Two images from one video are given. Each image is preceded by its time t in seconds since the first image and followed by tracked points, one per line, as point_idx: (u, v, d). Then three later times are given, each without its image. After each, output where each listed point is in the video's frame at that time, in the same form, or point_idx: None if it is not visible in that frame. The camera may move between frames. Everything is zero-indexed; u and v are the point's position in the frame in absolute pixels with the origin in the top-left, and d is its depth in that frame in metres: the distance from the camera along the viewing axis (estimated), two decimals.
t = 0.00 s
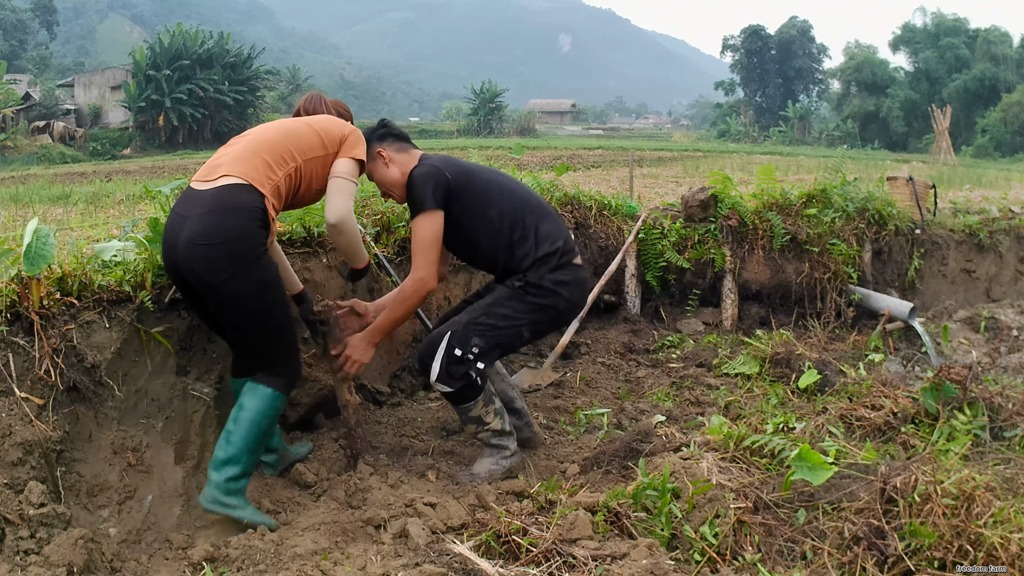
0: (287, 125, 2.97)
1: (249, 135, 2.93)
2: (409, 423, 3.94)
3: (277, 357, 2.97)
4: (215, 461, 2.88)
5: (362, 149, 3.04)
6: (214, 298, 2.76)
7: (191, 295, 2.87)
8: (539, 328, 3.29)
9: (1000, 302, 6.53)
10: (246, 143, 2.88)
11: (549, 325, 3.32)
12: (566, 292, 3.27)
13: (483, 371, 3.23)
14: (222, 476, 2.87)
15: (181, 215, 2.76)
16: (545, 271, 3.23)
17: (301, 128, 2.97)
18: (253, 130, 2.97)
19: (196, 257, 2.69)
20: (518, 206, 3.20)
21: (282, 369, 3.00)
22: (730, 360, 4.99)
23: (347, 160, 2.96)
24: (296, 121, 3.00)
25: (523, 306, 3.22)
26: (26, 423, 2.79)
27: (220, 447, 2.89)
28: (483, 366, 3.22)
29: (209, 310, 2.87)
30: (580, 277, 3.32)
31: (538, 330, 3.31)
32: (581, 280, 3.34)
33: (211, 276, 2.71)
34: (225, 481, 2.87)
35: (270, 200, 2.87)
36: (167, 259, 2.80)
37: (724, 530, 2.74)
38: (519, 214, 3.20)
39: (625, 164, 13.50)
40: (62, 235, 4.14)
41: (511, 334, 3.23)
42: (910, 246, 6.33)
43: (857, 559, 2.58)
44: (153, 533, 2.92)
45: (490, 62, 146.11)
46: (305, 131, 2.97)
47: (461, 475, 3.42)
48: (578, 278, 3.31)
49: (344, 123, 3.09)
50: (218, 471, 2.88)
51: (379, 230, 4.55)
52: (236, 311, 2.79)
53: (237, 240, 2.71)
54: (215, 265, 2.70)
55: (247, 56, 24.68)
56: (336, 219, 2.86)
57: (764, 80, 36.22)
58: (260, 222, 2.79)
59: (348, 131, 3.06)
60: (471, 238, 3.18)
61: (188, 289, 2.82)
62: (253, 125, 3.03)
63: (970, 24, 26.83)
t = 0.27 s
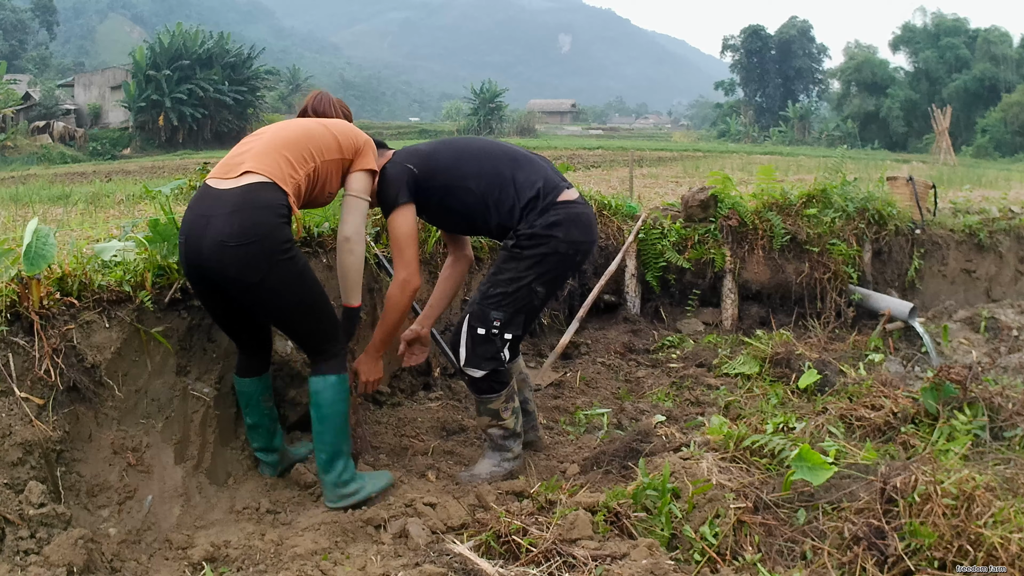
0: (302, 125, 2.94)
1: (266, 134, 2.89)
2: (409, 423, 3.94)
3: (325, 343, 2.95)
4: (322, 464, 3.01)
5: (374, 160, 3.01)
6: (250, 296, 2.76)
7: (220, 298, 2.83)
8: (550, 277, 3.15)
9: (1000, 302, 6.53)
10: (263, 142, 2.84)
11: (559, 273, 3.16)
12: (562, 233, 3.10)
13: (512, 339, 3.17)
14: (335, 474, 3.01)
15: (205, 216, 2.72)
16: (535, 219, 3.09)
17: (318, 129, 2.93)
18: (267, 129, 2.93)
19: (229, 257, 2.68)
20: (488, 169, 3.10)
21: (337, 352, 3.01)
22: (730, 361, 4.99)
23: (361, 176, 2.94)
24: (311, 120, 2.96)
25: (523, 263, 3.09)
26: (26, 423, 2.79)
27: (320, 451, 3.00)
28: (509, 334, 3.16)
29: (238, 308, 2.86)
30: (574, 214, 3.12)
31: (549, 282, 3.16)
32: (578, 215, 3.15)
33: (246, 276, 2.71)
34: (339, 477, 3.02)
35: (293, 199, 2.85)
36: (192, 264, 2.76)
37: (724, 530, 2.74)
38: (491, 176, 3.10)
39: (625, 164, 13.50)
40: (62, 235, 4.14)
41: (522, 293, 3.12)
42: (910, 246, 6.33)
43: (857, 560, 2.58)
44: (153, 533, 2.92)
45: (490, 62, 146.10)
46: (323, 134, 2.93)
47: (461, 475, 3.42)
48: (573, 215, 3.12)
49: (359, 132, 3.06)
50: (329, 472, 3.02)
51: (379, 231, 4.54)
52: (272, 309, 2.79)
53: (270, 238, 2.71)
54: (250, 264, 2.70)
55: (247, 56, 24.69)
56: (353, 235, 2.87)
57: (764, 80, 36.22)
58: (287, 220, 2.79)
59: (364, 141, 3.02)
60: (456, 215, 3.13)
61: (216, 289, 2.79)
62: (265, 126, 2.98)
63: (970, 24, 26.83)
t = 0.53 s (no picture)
0: (323, 128, 2.91)
1: (289, 136, 2.85)
2: (409, 423, 3.94)
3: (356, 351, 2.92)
4: (334, 479, 3.00)
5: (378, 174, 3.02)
6: (293, 296, 2.71)
7: (258, 300, 2.78)
8: (549, 263, 3.10)
9: (1000, 302, 6.53)
10: (290, 143, 2.81)
11: (555, 259, 3.10)
12: (550, 216, 3.04)
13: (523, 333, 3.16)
14: (349, 489, 3.00)
15: (244, 217, 2.68)
16: (522, 207, 3.05)
17: (338, 136, 2.91)
18: (289, 131, 2.89)
19: (273, 257, 2.65)
20: (469, 165, 3.07)
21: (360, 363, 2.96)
22: (730, 361, 4.99)
23: (366, 191, 2.97)
24: (330, 126, 2.94)
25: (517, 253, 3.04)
26: (26, 423, 2.79)
27: (333, 465, 2.98)
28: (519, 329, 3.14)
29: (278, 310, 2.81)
30: (559, 195, 3.07)
31: (547, 269, 3.10)
32: (564, 196, 3.09)
33: (290, 275, 2.67)
34: (352, 492, 3.01)
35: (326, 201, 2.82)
36: (231, 266, 2.70)
37: (724, 530, 2.74)
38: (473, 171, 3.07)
39: (625, 164, 13.49)
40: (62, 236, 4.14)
41: (523, 286, 3.08)
42: (910, 246, 6.34)
43: (857, 559, 2.58)
44: (153, 533, 2.92)
45: (490, 62, 146.09)
46: (343, 140, 2.91)
47: (460, 475, 3.42)
48: (559, 197, 3.06)
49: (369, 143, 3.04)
50: (341, 487, 3.01)
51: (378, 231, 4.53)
52: (315, 309, 2.75)
53: (312, 236, 2.68)
54: (294, 263, 2.66)
55: (247, 56, 24.69)
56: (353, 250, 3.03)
57: (764, 80, 36.22)
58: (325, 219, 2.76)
59: (373, 154, 3.01)
60: (450, 214, 3.10)
61: (257, 291, 2.74)
62: (284, 128, 2.94)
63: (970, 24, 26.82)
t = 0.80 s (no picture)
0: (318, 136, 2.96)
1: (287, 145, 2.89)
2: (408, 422, 3.94)
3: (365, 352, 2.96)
4: (339, 475, 2.99)
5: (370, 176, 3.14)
6: (304, 305, 2.76)
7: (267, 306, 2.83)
8: (537, 263, 3.09)
9: (1000, 302, 6.52)
10: (290, 153, 2.85)
11: (542, 259, 3.08)
12: (545, 218, 3.05)
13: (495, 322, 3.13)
14: (352, 487, 3.00)
15: (253, 229, 2.71)
16: (516, 208, 3.07)
17: (333, 143, 2.97)
18: (285, 139, 2.93)
19: (283, 267, 2.69)
20: (465, 174, 3.09)
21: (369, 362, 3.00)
22: (730, 361, 4.99)
23: (361, 193, 3.08)
24: (324, 133, 3.00)
25: (504, 244, 3.02)
26: (26, 423, 2.79)
27: (338, 460, 2.99)
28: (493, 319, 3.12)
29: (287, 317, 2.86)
30: (554, 200, 3.09)
31: (531, 267, 3.08)
32: (560, 201, 3.11)
33: (301, 284, 2.72)
34: (354, 489, 3.01)
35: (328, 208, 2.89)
36: (240, 276, 2.74)
37: (724, 530, 2.74)
38: (468, 179, 3.09)
39: (625, 164, 13.49)
40: (62, 236, 4.14)
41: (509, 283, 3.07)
42: (910, 246, 6.34)
43: (856, 559, 2.58)
44: (153, 533, 2.92)
45: (490, 62, 146.07)
46: (338, 148, 2.98)
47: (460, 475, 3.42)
48: (554, 200, 3.09)
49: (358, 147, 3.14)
50: (345, 483, 3.00)
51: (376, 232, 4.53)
52: (325, 316, 2.80)
53: (321, 246, 2.73)
54: (305, 272, 2.71)
55: (247, 56, 24.70)
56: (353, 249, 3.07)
57: (764, 80, 36.21)
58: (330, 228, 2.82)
59: (363, 158, 3.12)
60: (444, 224, 3.10)
61: (267, 300, 2.79)
62: (280, 136, 2.98)
63: (970, 24, 26.83)
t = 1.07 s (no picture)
0: (307, 139, 2.97)
1: (273, 151, 2.90)
2: (408, 422, 3.94)
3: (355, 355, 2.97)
4: (338, 475, 2.99)
5: (364, 174, 3.14)
6: (286, 312, 2.78)
7: (254, 315, 2.86)
8: (535, 256, 3.02)
9: (1000, 302, 6.52)
10: (276, 159, 2.86)
11: (542, 250, 3.02)
12: (539, 209, 3.02)
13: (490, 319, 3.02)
14: (351, 487, 3.00)
15: (235, 238, 2.73)
16: (508, 204, 3.06)
17: (323, 144, 2.97)
18: (274, 144, 2.94)
19: (265, 275, 2.71)
20: (448, 187, 3.12)
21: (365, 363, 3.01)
22: (730, 360, 4.99)
23: (353, 191, 3.09)
24: (313, 135, 3.00)
25: (502, 239, 2.98)
26: (26, 423, 2.79)
27: (336, 460, 2.99)
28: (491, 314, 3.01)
29: (273, 323, 2.88)
30: (544, 191, 3.08)
31: (532, 259, 3.01)
32: (551, 193, 3.09)
33: (282, 292, 2.74)
34: (353, 489, 3.01)
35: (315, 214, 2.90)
36: (224, 286, 2.77)
37: (724, 530, 2.74)
38: (453, 190, 3.11)
39: (625, 164, 13.49)
40: (62, 235, 4.15)
41: (507, 276, 2.99)
42: (910, 246, 6.34)
43: (857, 560, 2.58)
44: (153, 533, 2.92)
45: (490, 62, 146.06)
46: (327, 149, 2.98)
47: (460, 475, 3.42)
48: (545, 193, 3.07)
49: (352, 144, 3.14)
50: (344, 483, 3.00)
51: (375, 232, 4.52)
52: (309, 322, 2.82)
53: (303, 253, 2.74)
54: (285, 279, 2.72)
55: (247, 56, 24.71)
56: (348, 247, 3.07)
57: (764, 80, 36.21)
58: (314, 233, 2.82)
59: (356, 154, 3.11)
60: (438, 239, 3.10)
61: (250, 306, 2.81)
62: (269, 140, 2.99)
63: (970, 24, 26.83)
